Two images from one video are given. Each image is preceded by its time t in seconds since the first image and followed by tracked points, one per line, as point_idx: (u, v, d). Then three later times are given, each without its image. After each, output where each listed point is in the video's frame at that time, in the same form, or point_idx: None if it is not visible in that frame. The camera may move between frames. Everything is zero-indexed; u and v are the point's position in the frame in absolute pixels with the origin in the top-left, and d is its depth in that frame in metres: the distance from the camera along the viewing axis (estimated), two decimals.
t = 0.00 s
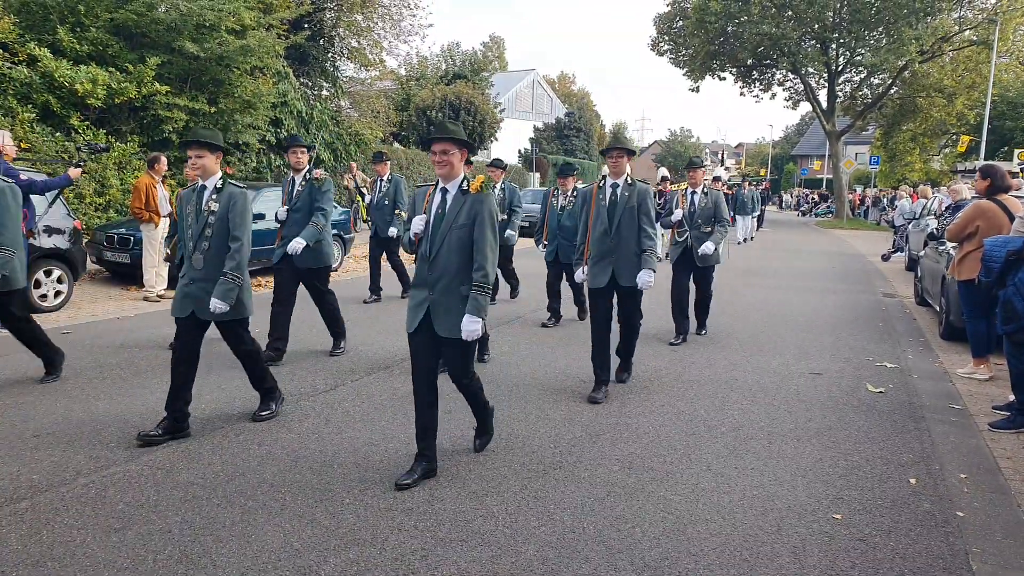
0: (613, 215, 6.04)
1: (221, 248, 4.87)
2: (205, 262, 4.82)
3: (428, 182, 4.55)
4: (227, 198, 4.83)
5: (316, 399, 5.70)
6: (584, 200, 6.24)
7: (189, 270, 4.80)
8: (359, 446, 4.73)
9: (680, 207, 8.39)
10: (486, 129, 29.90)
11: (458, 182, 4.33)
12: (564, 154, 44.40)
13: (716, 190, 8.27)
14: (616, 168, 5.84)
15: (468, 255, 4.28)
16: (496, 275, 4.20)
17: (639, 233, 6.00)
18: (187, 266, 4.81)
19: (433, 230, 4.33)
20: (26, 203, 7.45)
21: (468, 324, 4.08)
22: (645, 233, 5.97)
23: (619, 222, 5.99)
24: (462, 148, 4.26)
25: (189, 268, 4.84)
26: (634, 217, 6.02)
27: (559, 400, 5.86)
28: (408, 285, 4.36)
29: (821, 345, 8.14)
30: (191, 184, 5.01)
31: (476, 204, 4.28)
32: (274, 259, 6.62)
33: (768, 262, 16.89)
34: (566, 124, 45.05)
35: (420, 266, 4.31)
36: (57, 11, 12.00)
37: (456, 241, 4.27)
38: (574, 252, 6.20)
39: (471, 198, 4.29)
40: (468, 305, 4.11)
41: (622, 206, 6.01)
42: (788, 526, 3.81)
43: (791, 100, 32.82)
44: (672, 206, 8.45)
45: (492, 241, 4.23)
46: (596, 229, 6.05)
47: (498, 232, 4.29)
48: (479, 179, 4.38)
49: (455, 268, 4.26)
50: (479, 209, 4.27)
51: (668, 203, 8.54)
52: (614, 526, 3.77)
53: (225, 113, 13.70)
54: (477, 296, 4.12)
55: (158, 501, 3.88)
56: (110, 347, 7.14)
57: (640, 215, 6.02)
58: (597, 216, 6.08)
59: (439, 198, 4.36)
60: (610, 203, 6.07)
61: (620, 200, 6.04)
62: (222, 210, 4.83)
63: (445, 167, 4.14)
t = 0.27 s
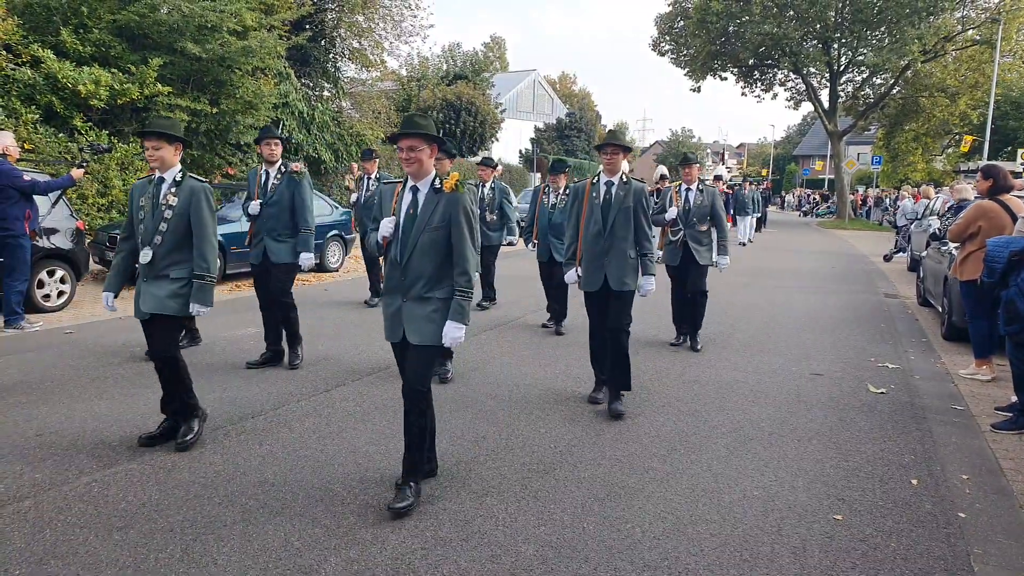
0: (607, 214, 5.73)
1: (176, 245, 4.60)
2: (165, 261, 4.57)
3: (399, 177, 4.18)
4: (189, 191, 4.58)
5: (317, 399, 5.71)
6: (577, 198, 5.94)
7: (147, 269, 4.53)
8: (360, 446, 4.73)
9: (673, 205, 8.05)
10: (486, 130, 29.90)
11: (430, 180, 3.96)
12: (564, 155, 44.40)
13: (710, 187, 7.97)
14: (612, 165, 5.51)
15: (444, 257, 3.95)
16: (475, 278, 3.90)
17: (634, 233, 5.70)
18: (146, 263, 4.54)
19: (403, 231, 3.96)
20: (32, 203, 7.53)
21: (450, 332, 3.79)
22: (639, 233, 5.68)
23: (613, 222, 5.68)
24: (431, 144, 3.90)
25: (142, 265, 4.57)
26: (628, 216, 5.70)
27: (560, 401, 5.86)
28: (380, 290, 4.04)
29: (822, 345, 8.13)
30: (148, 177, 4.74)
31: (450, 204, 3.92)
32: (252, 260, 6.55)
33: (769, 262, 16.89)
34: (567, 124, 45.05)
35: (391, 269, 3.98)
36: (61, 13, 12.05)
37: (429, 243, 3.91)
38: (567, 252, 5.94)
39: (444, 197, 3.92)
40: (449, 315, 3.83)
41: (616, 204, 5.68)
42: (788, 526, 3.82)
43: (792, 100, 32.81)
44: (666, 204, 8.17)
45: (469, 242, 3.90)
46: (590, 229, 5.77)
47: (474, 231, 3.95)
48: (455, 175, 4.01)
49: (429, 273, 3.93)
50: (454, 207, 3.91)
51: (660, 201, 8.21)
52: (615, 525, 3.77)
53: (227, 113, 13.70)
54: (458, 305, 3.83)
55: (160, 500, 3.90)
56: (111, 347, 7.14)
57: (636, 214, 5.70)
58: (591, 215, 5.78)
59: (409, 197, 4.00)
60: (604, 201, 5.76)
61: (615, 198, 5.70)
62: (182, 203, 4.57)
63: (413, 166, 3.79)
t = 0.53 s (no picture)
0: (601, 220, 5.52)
1: (133, 258, 4.27)
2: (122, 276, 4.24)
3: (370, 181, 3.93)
4: (147, 202, 4.24)
5: (320, 398, 5.73)
6: (573, 203, 5.74)
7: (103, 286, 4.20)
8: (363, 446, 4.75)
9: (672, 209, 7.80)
10: (490, 130, 29.92)
11: (399, 185, 3.70)
12: (569, 155, 44.41)
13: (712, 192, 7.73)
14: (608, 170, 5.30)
15: (413, 269, 3.66)
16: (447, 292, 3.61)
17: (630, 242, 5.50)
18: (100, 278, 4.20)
19: (369, 240, 3.69)
20: (38, 204, 7.58)
21: (417, 352, 3.50)
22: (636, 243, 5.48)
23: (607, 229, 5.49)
24: (399, 144, 3.63)
25: (96, 281, 4.25)
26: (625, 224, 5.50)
27: (562, 401, 5.85)
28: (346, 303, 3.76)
29: (826, 346, 8.11)
30: (104, 184, 4.36)
31: (420, 210, 3.64)
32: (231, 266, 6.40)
33: (773, 263, 16.88)
34: (571, 124, 45.05)
35: (357, 281, 3.70)
36: (66, 13, 12.10)
37: (397, 252, 3.63)
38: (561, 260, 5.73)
39: (414, 203, 3.65)
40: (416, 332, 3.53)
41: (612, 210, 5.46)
42: (790, 526, 3.82)
43: (797, 101, 32.77)
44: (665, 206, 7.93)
45: (439, 252, 3.61)
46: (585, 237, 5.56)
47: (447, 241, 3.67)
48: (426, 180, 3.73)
49: (396, 285, 3.64)
50: (424, 215, 3.63)
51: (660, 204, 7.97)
52: (617, 526, 3.78)
53: (231, 113, 13.74)
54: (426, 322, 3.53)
55: (163, 498, 3.91)
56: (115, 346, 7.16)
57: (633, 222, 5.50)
58: (585, 221, 5.58)
59: (377, 203, 3.73)
60: (600, 207, 5.56)
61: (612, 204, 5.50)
62: (140, 215, 4.23)
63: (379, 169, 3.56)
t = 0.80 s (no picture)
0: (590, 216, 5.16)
1: (85, 255, 4.03)
2: (71, 273, 3.99)
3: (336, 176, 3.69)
4: (97, 194, 4.00)
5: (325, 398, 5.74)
6: (563, 200, 5.40)
7: (49, 282, 3.96)
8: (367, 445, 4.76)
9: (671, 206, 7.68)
10: (496, 130, 29.93)
11: (362, 178, 3.44)
12: (575, 155, 44.39)
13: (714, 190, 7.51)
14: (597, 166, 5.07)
15: (376, 268, 3.38)
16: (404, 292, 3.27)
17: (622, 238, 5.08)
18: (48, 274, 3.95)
19: (330, 237, 3.43)
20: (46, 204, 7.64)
21: (357, 354, 3.16)
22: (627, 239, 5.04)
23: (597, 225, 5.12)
24: (360, 135, 3.33)
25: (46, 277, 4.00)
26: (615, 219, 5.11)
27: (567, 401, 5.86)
28: (307, 308, 3.49)
29: (832, 347, 8.09)
30: (56, 174, 4.17)
31: (383, 204, 3.38)
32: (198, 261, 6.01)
33: (780, 263, 16.85)
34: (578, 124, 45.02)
35: (316, 281, 3.43)
36: (74, 14, 12.17)
37: (357, 250, 3.35)
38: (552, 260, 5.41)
39: (376, 196, 3.40)
40: (364, 336, 3.20)
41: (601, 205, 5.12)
42: (795, 527, 3.82)
43: (804, 101, 32.68)
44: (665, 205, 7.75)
45: (404, 248, 3.32)
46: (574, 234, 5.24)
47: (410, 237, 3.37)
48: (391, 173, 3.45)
49: (356, 286, 3.35)
50: (386, 210, 3.36)
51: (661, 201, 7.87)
52: (621, 526, 3.78)
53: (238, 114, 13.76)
54: (377, 325, 3.21)
55: (170, 496, 3.94)
56: (122, 345, 7.20)
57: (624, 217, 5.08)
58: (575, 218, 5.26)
59: (340, 197, 3.48)
60: (590, 201, 5.19)
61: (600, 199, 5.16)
62: (88, 209, 4.00)
63: (336, 162, 3.31)
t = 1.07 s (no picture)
0: (571, 224, 4.82)
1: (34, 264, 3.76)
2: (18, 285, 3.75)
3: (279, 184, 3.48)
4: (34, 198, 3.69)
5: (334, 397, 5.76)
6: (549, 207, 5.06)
7: None
8: (376, 444, 4.78)
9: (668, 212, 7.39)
10: (506, 129, 29.94)
11: (308, 185, 3.23)
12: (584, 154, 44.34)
13: (711, 192, 7.24)
14: (577, 171, 4.74)
15: (322, 282, 3.17)
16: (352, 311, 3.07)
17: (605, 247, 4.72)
18: None
19: (274, 253, 3.21)
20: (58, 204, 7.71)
21: (304, 383, 2.99)
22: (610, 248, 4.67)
23: (579, 234, 4.77)
24: (304, 137, 3.17)
25: None
26: (598, 226, 4.74)
27: (576, 400, 5.86)
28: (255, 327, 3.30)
29: (842, 346, 8.05)
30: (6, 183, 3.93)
31: (327, 214, 3.15)
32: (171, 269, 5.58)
33: (790, 262, 16.79)
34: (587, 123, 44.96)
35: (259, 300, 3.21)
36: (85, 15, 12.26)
37: (303, 266, 3.14)
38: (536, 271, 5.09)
39: (321, 204, 3.18)
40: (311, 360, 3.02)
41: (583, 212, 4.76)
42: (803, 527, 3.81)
43: (814, 99, 32.53)
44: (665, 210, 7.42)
45: (350, 265, 3.09)
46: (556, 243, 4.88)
47: (357, 249, 3.13)
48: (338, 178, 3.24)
49: (302, 304, 3.15)
50: (332, 223, 3.13)
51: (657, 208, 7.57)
52: (629, 525, 3.78)
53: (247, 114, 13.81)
54: (325, 348, 3.01)
55: (181, 493, 3.97)
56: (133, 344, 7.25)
57: (607, 224, 4.72)
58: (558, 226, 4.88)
59: (286, 208, 3.26)
60: (573, 209, 4.84)
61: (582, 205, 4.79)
62: (26, 216, 3.69)
63: (279, 164, 3.13)
